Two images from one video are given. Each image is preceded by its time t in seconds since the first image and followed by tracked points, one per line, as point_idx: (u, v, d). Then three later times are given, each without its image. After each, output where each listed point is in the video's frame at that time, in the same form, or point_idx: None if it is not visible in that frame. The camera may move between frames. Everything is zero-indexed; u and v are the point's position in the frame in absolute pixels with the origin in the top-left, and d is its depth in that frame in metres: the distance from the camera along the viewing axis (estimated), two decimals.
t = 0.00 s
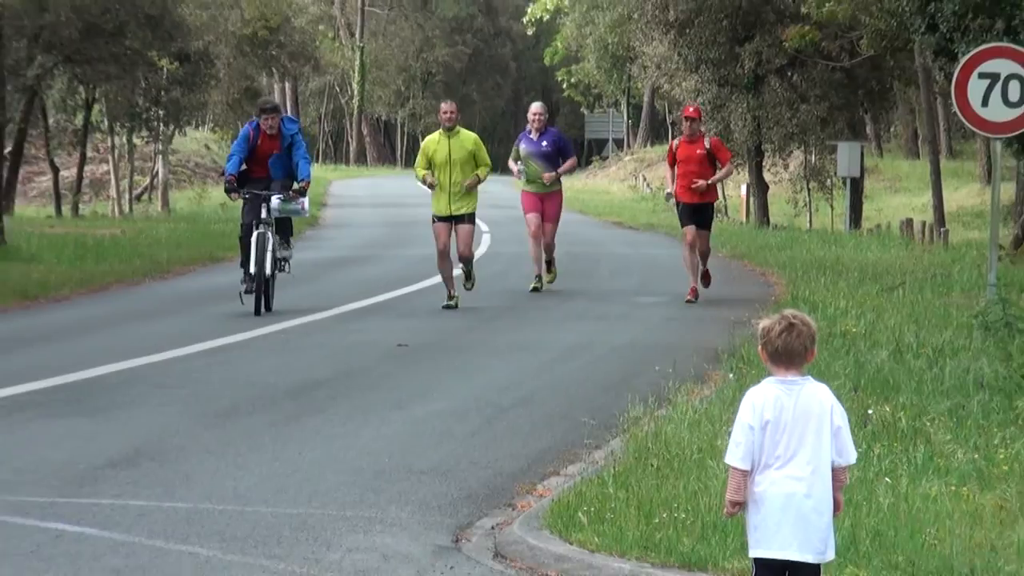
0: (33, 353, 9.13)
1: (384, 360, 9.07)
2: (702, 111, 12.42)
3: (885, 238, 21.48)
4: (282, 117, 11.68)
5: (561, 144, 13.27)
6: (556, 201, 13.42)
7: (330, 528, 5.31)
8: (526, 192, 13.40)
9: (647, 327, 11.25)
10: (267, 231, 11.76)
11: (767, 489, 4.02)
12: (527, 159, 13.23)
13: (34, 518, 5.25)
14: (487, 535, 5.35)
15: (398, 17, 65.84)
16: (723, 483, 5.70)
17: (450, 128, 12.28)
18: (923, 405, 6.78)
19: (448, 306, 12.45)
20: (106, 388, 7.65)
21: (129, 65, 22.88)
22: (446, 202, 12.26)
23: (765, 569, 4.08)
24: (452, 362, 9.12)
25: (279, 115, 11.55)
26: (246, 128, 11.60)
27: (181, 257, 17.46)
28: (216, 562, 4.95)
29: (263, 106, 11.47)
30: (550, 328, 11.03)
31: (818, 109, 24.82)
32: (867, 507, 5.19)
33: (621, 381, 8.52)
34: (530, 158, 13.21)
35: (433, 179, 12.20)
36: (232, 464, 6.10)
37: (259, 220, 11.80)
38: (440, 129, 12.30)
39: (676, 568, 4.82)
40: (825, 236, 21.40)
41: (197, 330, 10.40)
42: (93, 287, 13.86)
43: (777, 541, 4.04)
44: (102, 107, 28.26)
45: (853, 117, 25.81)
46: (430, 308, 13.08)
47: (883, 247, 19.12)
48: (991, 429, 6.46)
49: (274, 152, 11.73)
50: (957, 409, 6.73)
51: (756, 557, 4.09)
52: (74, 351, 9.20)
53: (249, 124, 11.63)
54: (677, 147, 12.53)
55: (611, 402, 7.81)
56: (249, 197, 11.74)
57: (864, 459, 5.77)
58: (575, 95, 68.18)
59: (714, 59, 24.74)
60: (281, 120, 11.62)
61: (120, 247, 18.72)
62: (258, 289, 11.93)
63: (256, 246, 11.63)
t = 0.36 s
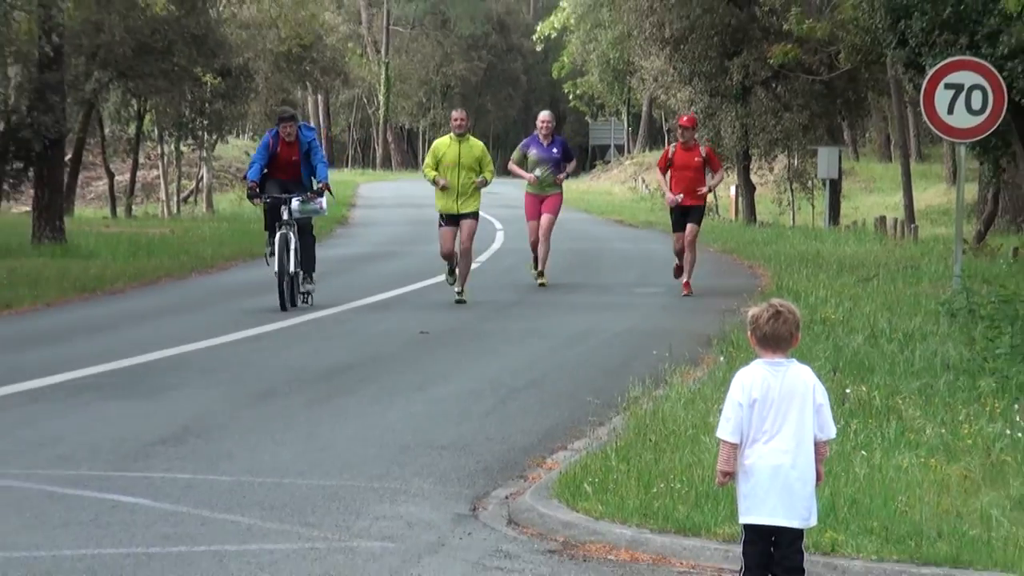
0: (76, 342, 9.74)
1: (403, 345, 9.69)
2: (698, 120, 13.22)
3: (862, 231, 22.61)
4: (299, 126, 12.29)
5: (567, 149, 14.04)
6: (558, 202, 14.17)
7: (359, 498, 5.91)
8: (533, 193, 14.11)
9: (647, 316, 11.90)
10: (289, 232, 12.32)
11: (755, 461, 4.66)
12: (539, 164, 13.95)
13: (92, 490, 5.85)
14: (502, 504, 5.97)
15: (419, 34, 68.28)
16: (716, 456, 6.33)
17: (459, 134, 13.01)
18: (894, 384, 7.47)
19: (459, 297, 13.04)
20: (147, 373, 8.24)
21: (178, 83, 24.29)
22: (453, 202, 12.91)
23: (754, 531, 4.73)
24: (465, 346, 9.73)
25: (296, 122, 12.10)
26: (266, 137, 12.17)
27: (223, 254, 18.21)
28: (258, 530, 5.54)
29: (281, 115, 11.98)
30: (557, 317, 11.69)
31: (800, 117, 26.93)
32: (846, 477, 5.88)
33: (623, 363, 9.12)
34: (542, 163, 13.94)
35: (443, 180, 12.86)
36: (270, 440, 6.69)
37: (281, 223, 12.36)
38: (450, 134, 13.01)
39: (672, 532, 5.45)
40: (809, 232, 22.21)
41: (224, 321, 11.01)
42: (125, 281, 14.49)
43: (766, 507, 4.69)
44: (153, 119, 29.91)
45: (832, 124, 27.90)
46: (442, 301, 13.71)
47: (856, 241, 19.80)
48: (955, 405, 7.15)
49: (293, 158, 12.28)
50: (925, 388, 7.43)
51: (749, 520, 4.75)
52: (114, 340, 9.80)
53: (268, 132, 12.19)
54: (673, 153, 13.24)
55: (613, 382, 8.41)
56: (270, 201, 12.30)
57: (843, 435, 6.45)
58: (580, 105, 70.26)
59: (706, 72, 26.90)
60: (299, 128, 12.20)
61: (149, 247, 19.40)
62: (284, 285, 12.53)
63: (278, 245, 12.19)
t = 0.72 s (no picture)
0: (107, 334, 10.46)
1: (414, 336, 10.43)
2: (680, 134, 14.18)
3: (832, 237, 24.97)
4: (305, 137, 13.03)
5: (557, 160, 15.09)
6: (552, 209, 15.29)
7: (375, 475, 6.60)
8: (526, 202, 15.20)
9: (639, 310, 12.69)
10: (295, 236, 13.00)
11: (734, 443, 5.36)
12: (528, 174, 15.05)
13: (136, 468, 6.53)
14: (505, 481, 6.65)
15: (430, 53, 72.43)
16: (698, 439, 7.07)
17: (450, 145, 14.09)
18: (859, 375, 8.34)
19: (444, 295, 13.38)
20: (175, 363, 8.93)
21: (211, 99, 27.13)
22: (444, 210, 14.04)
23: (733, 505, 5.43)
24: (469, 338, 10.47)
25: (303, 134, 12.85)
26: (275, 147, 12.93)
27: (252, 253, 19.14)
28: (285, 503, 6.21)
29: (289, 127, 12.73)
30: (555, 311, 12.46)
31: (775, 131, 30.05)
32: (817, 457, 6.67)
33: (616, 352, 9.87)
34: (530, 173, 15.04)
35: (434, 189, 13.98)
36: (295, 424, 7.38)
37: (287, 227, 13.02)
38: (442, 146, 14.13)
39: (659, 506, 6.17)
40: (783, 237, 24.40)
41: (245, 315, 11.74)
42: (146, 278, 15.24)
43: (742, 483, 5.39)
44: (190, 131, 32.71)
45: (804, 137, 31.11)
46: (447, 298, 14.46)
47: (824, 245, 21.87)
48: (911, 392, 7.95)
49: (301, 168, 13.03)
50: (884, 378, 8.29)
51: (728, 495, 5.45)
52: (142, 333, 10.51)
53: (277, 143, 12.97)
54: (657, 165, 14.35)
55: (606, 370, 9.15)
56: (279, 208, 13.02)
57: (814, 418, 7.27)
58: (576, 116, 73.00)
59: (690, 90, 29.77)
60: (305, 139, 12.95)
61: (167, 247, 20.27)
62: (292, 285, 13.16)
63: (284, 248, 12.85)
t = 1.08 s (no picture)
0: (132, 331, 11.15)
1: (426, 330, 11.23)
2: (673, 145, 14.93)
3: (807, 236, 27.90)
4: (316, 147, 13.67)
5: (559, 169, 15.78)
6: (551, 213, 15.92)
7: (390, 455, 7.27)
8: (527, 205, 15.85)
9: (634, 305, 13.43)
10: (301, 241, 13.64)
11: (717, 425, 5.96)
12: (531, 179, 15.70)
13: (176, 447, 7.25)
14: (510, 460, 7.33)
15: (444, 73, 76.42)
16: (686, 421, 7.79)
17: (453, 154, 14.74)
18: (830, 363, 9.24)
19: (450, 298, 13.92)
20: (200, 356, 9.61)
21: (243, 112, 30.36)
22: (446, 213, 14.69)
23: (717, 481, 6.04)
24: (473, 332, 11.18)
25: (312, 144, 13.46)
26: (286, 156, 13.58)
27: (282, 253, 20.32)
28: (309, 480, 6.88)
29: (298, 137, 13.34)
30: (557, 307, 13.18)
31: (755, 141, 32.89)
32: (792, 438, 7.39)
33: (613, 343, 10.69)
34: (534, 178, 15.68)
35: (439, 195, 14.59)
36: (320, 408, 8.12)
37: (295, 232, 13.66)
38: (446, 155, 14.75)
39: (651, 482, 6.84)
40: (762, 238, 26.38)
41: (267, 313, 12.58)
42: (164, 277, 15.95)
43: (725, 462, 5.98)
44: (228, 142, 35.87)
45: (782, 149, 33.91)
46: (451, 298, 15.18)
47: (801, 245, 23.33)
48: (880, 380, 8.79)
49: (309, 176, 13.65)
50: (850, 368, 9.13)
51: (713, 473, 6.05)
52: (164, 330, 11.20)
53: (288, 152, 13.61)
54: (650, 171, 15.05)
55: (603, 359, 9.93)
56: (288, 213, 13.64)
57: (790, 404, 8.04)
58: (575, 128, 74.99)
59: (678, 104, 32.56)
60: (315, 149, 13.57)
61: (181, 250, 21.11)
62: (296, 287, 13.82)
63: (291, 251, 13.49)
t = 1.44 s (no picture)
0: (158, 332, 11.83)
1: (439, 328, 11.98)
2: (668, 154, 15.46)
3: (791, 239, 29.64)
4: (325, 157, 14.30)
5: (558, 177, 16.44)
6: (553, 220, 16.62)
7: (407, 443, 7.91)
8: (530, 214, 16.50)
9: (632, 302, 14.13)
10: (314, 246, 14.27)
11: (709, 414, 6.58)
12: (531, 188, 16.32)
13: (213, 434, 7.94)
14: (519, 446, 7.98)
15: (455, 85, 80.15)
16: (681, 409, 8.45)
17: (452, 164, 15.68)
18: (813, 356, 10.03)
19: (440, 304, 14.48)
20: (224, 355, 10.26)
21: (275, 126, 32.91)
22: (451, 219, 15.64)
23: (708, 464, 6.67)
24: (479, 329, 11.85)
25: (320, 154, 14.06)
26: (297, 167, 14.23)
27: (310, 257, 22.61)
28: (334, 463, 7.53)
29: (307, 148, 13.94)
30: (559, 304, 13.87)
31: (744, 152, 35.70)
32: (779, 424, 8.05)
33: (615, 336, 11.44)
34: (534, 187, 16.28)
35: (438, 203, 15.58)
36: (344, 399, 8.85)
37: (307, 238, 14.28)
38: (445, 165, 15.71)
39: (649, 464, 7.47)
40: (750, 242, 28.10)
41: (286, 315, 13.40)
42: (182, 284, 16.68)
43: (715, 447, 6.60)
44: (259, 154, 38.80)
45: (769, 159, 36.83)
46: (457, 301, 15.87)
47: (784, 249, 24.48)
48: (858, 372, 9.51)
49: (320, 184, 14.26)
50: (830, 361, 9.87)
51: (704, 456, 6.67)
52: (188, 331, 11.88)
53: (299, 163, 14.25)
54: (648, 181, 15.72)
55: (606, 351, 10.65)
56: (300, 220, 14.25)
57: (776, 393, 8.74)
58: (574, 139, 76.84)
59: (673, 118, 35.21)
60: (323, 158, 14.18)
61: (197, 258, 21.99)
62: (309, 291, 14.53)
63: (303, 257, 14.14)
